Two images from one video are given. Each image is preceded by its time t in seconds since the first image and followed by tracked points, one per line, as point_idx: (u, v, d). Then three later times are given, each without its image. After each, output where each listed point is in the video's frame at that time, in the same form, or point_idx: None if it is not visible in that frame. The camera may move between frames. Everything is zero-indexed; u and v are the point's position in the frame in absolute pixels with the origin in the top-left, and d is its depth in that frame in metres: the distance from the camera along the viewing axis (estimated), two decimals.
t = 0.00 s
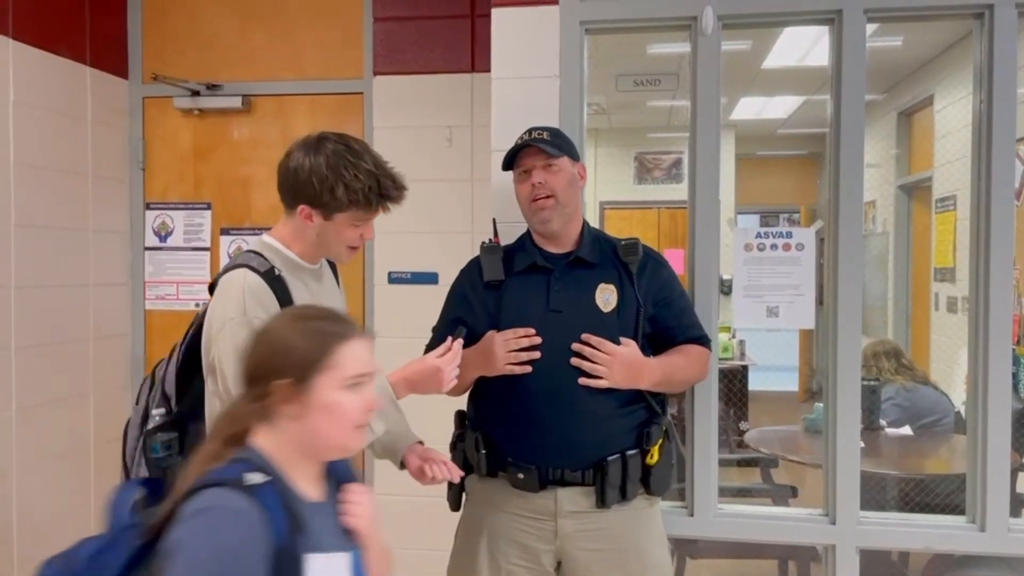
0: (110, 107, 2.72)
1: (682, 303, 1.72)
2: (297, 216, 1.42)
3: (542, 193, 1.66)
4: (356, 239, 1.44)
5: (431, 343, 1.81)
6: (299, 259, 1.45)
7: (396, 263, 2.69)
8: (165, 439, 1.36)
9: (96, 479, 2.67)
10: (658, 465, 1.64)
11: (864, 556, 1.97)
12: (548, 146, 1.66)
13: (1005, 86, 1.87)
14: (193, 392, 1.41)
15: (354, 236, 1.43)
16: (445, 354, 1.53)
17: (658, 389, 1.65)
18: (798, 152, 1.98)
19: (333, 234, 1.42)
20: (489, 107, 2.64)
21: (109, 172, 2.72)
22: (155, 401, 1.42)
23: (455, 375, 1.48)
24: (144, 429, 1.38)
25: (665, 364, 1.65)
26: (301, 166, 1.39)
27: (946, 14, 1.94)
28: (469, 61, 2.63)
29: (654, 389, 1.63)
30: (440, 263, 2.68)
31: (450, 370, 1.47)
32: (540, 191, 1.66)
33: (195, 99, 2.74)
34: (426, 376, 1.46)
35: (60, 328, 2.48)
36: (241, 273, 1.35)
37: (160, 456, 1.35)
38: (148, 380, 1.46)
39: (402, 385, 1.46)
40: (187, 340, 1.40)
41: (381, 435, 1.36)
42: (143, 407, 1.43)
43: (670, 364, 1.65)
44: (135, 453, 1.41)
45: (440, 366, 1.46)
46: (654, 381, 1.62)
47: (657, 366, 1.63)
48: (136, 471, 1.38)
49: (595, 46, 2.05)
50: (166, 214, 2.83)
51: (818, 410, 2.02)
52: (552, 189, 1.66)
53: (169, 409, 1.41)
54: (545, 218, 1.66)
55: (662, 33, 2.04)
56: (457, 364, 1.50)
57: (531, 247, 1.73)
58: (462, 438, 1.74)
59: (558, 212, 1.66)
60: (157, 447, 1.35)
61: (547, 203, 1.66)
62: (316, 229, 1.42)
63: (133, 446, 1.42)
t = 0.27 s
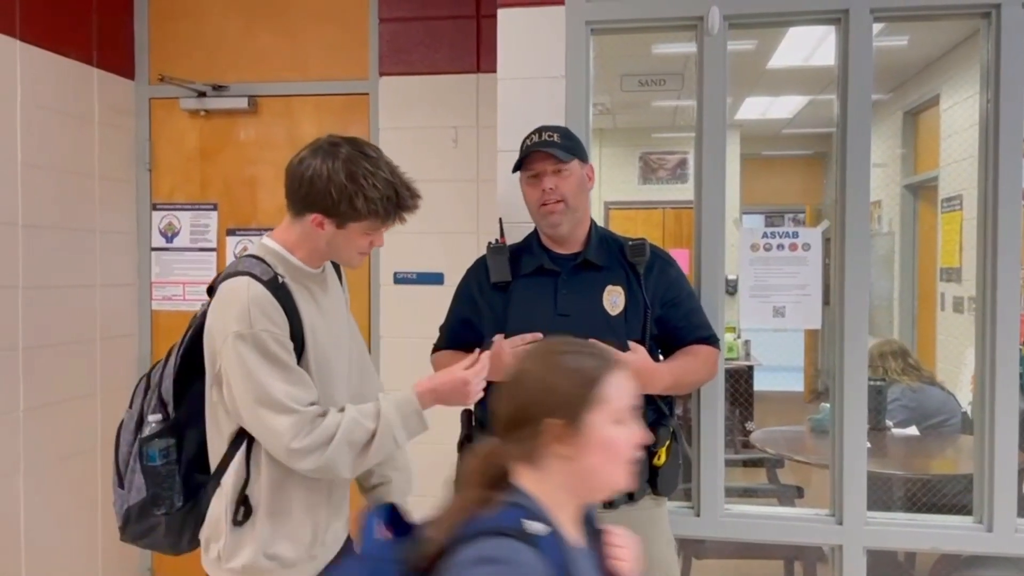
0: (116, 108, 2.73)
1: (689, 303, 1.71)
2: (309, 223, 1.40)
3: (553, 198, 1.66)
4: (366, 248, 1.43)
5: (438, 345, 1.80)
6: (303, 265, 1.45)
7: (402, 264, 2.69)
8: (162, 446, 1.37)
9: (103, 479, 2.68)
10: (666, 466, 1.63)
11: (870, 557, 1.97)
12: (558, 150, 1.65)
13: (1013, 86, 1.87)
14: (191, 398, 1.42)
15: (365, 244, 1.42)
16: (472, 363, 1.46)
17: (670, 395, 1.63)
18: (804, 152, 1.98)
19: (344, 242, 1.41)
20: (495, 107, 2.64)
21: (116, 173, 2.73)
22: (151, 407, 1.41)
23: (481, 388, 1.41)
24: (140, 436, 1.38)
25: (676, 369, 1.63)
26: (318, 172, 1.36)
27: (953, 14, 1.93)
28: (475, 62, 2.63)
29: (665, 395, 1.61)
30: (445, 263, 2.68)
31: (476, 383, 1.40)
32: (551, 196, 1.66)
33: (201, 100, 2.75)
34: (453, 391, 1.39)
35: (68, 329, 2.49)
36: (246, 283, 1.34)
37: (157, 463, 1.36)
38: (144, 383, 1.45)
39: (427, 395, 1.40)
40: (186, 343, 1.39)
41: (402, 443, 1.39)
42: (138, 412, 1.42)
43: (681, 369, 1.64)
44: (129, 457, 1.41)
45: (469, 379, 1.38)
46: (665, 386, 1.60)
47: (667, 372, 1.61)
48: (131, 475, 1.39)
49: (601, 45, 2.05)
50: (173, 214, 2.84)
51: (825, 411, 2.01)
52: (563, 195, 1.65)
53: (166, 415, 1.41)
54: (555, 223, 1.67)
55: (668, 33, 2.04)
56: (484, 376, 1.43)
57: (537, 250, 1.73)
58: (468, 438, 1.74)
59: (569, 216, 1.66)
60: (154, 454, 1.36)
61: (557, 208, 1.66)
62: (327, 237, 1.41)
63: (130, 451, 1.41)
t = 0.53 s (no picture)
0: (121, 108, 2.73)
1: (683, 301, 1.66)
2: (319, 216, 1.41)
3: (570, 208, 1.65)
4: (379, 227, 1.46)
5: (439, 346, 1.80)
6: (313, 263, 1.46)
7: (406, 264, 2.70)
8: (172, 455, 1.37)
9: (108, 478, 2.69)
10: (669, 464, 1.63)
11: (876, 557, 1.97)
12: (571, 158, 1.66)
13: (1019, 84, 1.86)
14: (198, 405, 1.41)
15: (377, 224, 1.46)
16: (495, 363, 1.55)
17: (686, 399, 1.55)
18: (809, 151, 2.00)
19: (358, 226, 1.43)
20: (499, 107, 2.64)
21: (120, 173, 2.73)
22: (157, 417, 1.40)
23: (505, 385, 1.50)
24: (148, 446, 1.37)
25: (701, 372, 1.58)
26: (316, 162, 1.38)
27: (958, 13, 1.93)
28: (479, 62, 2.63)
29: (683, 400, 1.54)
30: (449, 263, 2.68)
31: (502, 380, 1.49)
32: (568, 205, 1.64)
33: (205, 100, 2.75)
34: (481, 385, 1.47)
35: (73, 329, 2.50)
36: (258, 285, 1.35)
37: (168, 472, 1.36)
38: (147, 392, 1.44)
39: (455, 392, 1.46)
40: (193, 346, 1.39)
41: (430, 438, 1.43)
42: (143, 422, 1.41)
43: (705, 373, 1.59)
44: (135, 470, 1.41)
45: (497, 374, 1.48)
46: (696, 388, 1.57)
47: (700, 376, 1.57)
48: (139, 487, 1.39)
49: (605, 45, 2.05)
50: (177, 214, 2.84)
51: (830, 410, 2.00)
52: (579, 204, 1.65)
53: (175, 424, 1.40)
54: (572, 230, 1.65)
55: (672, 32, 2.03)
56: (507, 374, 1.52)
57: (536, 253, 1.73)
58: (473, 438, 1.75)
59: (583, 224, 1.67)
60: (165, 464, 1.36)
61: (574, 217, 1.65)
62: (340, 227, 1.42)
63: (135, 462, 1.41)
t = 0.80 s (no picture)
0: (126, 108, 2.74)
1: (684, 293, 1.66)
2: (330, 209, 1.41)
3: (561, 208, 1.64)
4: (387, 221, 1.47)
5: (443, 344, 1.80)
6: (326, 262, 1.46)
7: (411, 264, 2.70)
8: (192, 456, 1.36)
9: (114, 478, 2.69)
10: (667, 465, 1.62)
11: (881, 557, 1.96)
12: (566, 159, 1.65)
13: None
14: (215, 405, 1.40)
15: (385, 218, 1.46)
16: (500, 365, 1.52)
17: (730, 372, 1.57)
18: (814, 150, 1.98)
19: (365, 219, 1.43)
20: (503, 107, 2.64)
21: (125, 173, 2.74)
22: (175, 419, 1.39)
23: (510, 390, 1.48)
24: (166, 447, 1.36)
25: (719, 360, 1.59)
26: (325, 154, 1.38)
27: (963, 11, 1.92)
28: (483, 62, 2.64)
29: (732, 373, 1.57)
30: (453, 263, 2.68)
31: (506, 386, 1.47)
32: (558, 206, 1.64)
33: (210, 100, 2.76)
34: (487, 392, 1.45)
35: (78, 329, 2.50)
36: (275, 280, 1.35)
37: (188, 474, 1.35)
38: (164, 394, 1.44)
39: (460, 394, 1.46)
40: (209, 347, 1.37)
41: (437, 439, 1.43)
42: (159, 424, 1.41)
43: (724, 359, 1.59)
44: (151, 471, 1.41)
45: (503, 381, 1.46)
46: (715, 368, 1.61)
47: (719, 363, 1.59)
48: (156, 490, 1.38)
49: (609, 45, 2.05)
50: (182, 214, 2.85)
51: (833, 410, 2.01)
52: (572, 206, 1.64)
53: (193, 425, 1.39)
54: (563, 230, 1.65)
55: (677, 31, 2.03)
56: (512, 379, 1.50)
57: (535, 253, 1.73)
58: (473, 437, 1.74)
59: (574, 224, 1.66)
60: (184, 464, 1.34)
61: (564, 217, 1.64)
62: (348, 219, 1.42)
63: (151, 464, 1.41)
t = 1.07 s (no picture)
0: (131, 108, 2.75)
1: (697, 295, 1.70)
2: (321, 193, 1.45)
3: (540, 205, 1.66)
4: (376, 206, 1.44)
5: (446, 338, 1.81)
6: (337, 256, 1.48)
7: (415, 262, 2.70)
8: (208, 446, 1.38)
9: (119, 476, 2.70)
10: (668, 464, 1.63)
11: (885, 555, 1.96)
12: (551, 159, 1.64)
13: None
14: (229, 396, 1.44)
15: (375, 203, 1.44)
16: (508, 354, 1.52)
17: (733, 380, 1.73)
18: (816, 149, 1.98)
19: (350, 202, 1.43)
20: (507, 106, 2.64)
21: (130, 172, 2.75)
22: (192, 411, 1.43)
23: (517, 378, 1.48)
24: (183, 439, 1.39)
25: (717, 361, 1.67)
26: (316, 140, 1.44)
27: (968, 8, 1.92)
28: (487, 60, 2.64)
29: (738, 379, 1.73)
30: (457, 261, 2.69)
31: (514, 373, 1.47)
32: (538, 203, 1.66)
33: (214, 99, 2.76)
34: (495, 378, 1.45)
35: (84, 328, 2.51)
36: (287, 270, 1.37)
37: (205, 464, 1.37)
38: (180, 389, 1.47)
39: (469, 382, 1.45)
40: (226, 340, 1.41)
41: (446, 427, 1.42)
42: (176, 417, 1.44)
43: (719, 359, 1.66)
44: (168, 465, 1.42)
45: (511, 367, 1.46)
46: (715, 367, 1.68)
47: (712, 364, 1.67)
48: (173, 482, 1.40)
49: (613, 43, 2.05)
50: (187, 213, 2.86)
51: (838, 409, 2.01)
52: (550, 205, 1.64)
53: (209, 416, 1.42)
54: (540, 228, 1.67)
55: (681, 29, 2.03)
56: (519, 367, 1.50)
57: (541, 251, 1.72)
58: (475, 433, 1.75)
59: (552, 224, 1.66)
60: (201, 455, 1.38)
61: (543, 214, 1.66)
62: (337, 201, 1.44)
63: (168, 457, 1.43)
